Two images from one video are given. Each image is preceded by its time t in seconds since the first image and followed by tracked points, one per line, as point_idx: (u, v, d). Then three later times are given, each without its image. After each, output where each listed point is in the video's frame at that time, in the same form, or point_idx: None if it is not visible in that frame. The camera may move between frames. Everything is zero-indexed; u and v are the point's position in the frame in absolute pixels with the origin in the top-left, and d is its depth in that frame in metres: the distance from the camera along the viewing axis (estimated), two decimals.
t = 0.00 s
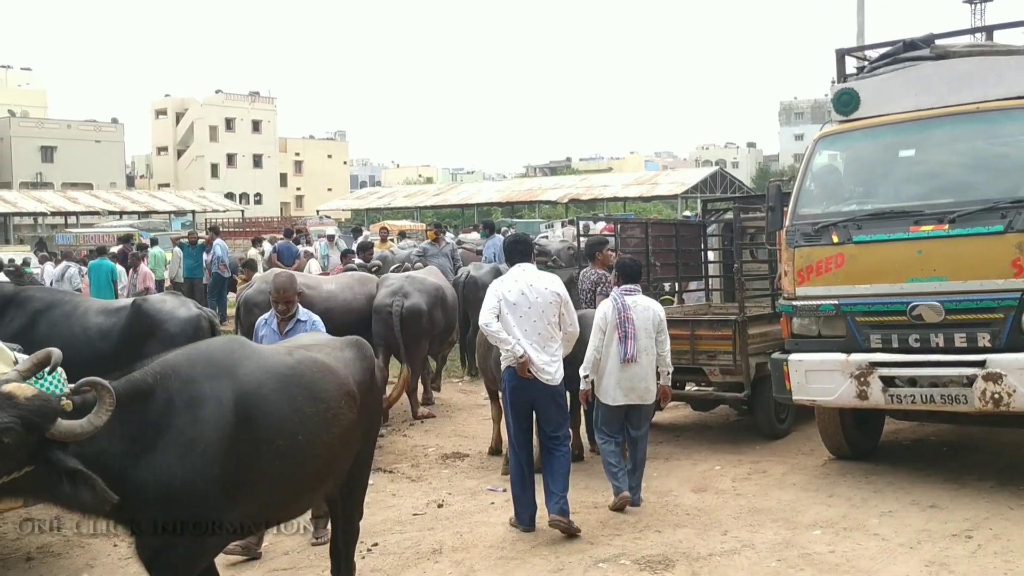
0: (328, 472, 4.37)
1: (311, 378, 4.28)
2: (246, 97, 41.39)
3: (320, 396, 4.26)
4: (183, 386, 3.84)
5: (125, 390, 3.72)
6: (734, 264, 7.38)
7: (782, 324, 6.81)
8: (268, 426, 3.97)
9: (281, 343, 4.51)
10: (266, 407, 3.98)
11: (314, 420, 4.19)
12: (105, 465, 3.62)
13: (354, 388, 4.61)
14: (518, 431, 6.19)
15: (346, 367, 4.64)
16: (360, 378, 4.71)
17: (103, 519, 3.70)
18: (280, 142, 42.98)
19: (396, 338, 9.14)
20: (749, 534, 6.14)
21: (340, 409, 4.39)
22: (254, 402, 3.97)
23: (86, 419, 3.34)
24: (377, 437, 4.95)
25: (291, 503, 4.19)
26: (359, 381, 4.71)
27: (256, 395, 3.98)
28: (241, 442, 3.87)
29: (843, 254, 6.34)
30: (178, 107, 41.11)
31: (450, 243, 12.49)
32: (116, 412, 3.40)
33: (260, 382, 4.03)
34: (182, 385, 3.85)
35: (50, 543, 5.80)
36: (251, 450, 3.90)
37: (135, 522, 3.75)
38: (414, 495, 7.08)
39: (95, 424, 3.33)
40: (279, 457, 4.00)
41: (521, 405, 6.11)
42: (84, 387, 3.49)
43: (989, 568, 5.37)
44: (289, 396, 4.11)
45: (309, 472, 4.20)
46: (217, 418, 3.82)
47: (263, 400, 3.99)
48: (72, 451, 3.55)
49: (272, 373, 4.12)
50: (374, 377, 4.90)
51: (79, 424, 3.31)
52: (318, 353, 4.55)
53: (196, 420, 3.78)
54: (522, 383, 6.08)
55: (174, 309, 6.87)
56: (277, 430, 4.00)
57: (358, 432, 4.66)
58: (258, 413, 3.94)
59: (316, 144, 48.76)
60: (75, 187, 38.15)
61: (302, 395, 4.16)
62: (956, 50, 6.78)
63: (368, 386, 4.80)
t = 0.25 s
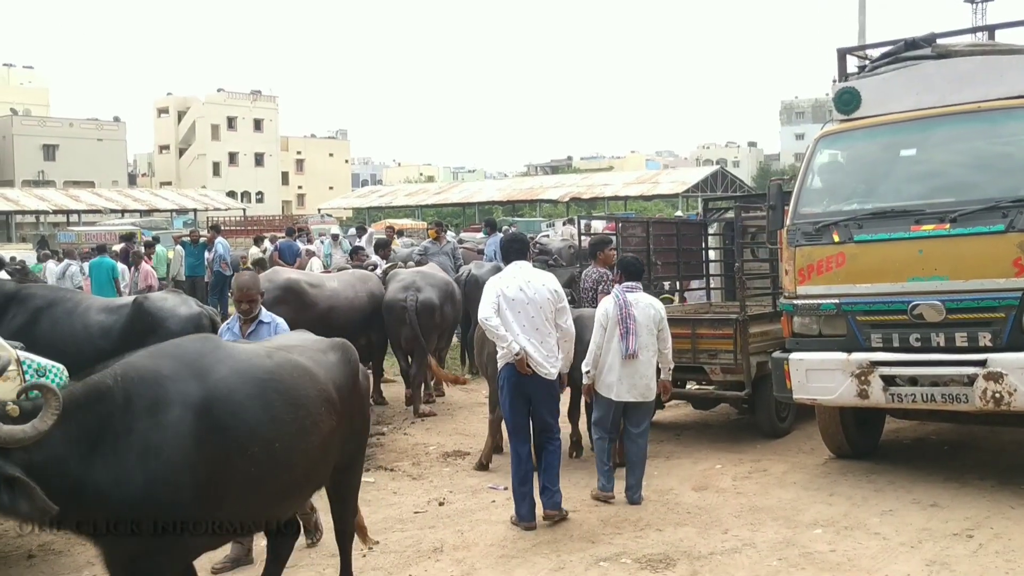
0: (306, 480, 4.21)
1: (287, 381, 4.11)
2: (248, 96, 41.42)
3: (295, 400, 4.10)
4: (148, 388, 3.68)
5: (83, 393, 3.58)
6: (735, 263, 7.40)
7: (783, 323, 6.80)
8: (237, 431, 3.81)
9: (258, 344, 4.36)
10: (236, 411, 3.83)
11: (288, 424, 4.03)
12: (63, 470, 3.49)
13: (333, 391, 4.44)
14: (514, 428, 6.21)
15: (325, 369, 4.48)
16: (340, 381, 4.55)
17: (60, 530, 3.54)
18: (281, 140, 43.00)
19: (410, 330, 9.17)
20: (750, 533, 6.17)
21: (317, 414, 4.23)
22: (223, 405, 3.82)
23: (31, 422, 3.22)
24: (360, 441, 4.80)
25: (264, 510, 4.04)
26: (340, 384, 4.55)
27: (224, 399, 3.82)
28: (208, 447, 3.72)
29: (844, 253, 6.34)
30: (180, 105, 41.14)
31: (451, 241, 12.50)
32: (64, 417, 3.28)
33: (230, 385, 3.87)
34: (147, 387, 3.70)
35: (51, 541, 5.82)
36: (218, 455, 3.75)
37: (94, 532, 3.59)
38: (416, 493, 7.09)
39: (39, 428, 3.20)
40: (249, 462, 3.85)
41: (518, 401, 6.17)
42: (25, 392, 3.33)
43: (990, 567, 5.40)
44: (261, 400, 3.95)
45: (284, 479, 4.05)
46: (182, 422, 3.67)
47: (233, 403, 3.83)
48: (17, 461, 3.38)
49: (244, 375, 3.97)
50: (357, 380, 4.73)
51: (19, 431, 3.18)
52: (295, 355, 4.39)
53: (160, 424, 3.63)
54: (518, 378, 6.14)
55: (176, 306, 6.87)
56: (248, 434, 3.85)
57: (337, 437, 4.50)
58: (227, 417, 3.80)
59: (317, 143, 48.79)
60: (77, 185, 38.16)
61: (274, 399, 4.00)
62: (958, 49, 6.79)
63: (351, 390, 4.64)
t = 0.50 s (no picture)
0: (278, 492, 4.04)
1: (264, 390, 3.94)
2: (251, 93, 41.43)
3: (271, 410, 3.92)
4: (116, 389, 3.53)
5: (43, 395, 3.40)
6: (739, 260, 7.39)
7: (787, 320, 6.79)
8: (207, 441, 3.66)
9: (238, 348, 4.19)
10: (208, 419, 3.68)
11: (263, 435, 3.86)
12: (22, 477, 3.29)
13: (314, 401, 4.26)
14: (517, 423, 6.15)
15: (309, 377, 4.29)
16: (324, 391, 4.36)
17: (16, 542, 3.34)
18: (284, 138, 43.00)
19: (415, 326, 9.23)
20: (753, 530, 6.18)
21: (295, 426, 4.04)
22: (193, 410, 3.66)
23: None
24: (341, 453, 4.62)
25: (233, 522, 3.87)
26: (324, 393, 4.36)
27: (194, 403, 3.67)
28: (175, 456, 3.56)
29: (848, 251, 6.33)
30: (184, 102, 41.15)
31: (455, 239, 12.48)
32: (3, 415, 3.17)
33: (205, 391, 3.73)
34: (117, 386, 3.55)
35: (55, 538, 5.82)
36: (185, 463, 3.61)
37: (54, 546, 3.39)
38: (419, 491, 7.09)
39: None
40: (217, 473, 3.70)
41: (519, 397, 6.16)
42: None
43: (994, 565, 5.40)
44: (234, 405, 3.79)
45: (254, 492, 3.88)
46: (151, 426, 3.52)
47: (205, 411, 3.68)
48: None
49: (219, 381, 3.81)
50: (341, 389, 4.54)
51: None
52: (277, 360, 4.21)
53: (127, 427, 3.48)
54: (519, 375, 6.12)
55: (179, 303, 6.88)
56: (218, 444, 3.69)
57: (316, 449, 4.32)
58: (197, 423, 3.65)
59: (320, 140, 48.79)
60: (80, 182, 38.18)
61: (249, 404, 3.84)
62: (962, 46, 6.77)
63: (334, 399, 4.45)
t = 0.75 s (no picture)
0: (239, 512, 3.75)
1: (227, 406, 3.62)
2: (255, 90, 41.45)
3: (235, 428, 3.62)
4: (69, 402, 3.16)
5: None
6: (744, 256, 7.37)
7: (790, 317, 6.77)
8: (162, 461, 3.35)
9: (203, 355, 3.85)
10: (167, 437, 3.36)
11: (225, 455, 3.57)
12: None
13: (285, 416, 3.95)
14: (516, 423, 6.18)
15: (280, 391, 3.96)
16: (297, 405, 4.04)
17: None
18: (288, 134, 43.01)
19: (420, 321, 9.30)
20: (758, 528, 6.18)
21: (260, 444, 3.74)
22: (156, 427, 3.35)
23: None
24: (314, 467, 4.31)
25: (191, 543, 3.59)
26: (296, 408, 4.04)
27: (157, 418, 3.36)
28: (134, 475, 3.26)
29: (851, 248, 6.32)
30: (188, 99, 41.17)
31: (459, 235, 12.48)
32: None
33: (163, 407, 3.40)
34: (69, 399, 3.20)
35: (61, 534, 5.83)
36: (146, 481, 3.30)
37: None
38: (423, 487, 7.10)
39: None
40: (174, 495, 3.40)
41: (524, 396, 6.16)
42: None
43: (1000, 563, 5.39)
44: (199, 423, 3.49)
45: (213, 511, 3.59)
46: (111, 442, 3.19)
47: (163, 429, 3.37)
48: None
49: (180, 395, 3.49)
50: (318, 403, 4.23)
51: None
52: (246, 372, 3.88)
53: (81, 444, 3.12)
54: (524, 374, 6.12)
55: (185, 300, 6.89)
56: (175, 464, 3.39)
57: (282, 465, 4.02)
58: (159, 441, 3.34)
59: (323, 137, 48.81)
60: (85, 179, 38.22)
61: (215, 422, 3.55)
62: (967, 42, 6.75)
63: (309, 413, 4.14)
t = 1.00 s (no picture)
0: (210, 517, 3.50)
1: (185, 405, 3.32)
2: (258, 87, 41.50)
3: (195, 428, 3.32)
4: (13, 415, 2.90)
5: None
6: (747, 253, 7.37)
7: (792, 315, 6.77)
8: (116, 469, 3.08)
9: (165, 353, 3.56)
10: (125, 444, 3.10)
11: (191, 459, 3.30)
12: None
13: (253, 415, 3.65)
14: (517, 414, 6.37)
15: (244, 387, 3.64)
16: (265, 401, 3.72)
17: None
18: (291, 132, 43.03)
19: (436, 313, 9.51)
20: (761, 525, 6.18)
21: (225, 443, 3.44)
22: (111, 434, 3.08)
23: None
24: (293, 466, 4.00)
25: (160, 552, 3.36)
26: (264, 404, 3.72)
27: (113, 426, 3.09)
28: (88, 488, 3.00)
29: (853, 245, 6.31)
30: (192, 97, 41.21)
31: (463, 233, 12.47)
32: None
33: (120, 411, 3.12)
34: (16, 410, 2.91)
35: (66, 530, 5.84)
36: (104, 491, 3.05)
37: None
38: (426, 484, 7.10)
39: None
40: (136, 504, 3.15)
41: (526, 390, 6.32)
42: None
43: (1004, 560, 5.39)
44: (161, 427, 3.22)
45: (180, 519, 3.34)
46: (59, 454, 2.93)
47: (116, 435, 3.09)
48: None
49: (139, 397, 3.21)
50: (292, 397, 3.89)
51: None
52: (206, 369, 3.57)
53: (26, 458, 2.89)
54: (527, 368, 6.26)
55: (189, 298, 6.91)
56: (132, 471, 3.12)
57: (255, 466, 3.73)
58: (117, 449, 3.08)
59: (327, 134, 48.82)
60: (89, 176, 38.28)
61: (178, 425, 3.28)
62: (970, 38, 6.72)
63: (282, 408, 3.82)
